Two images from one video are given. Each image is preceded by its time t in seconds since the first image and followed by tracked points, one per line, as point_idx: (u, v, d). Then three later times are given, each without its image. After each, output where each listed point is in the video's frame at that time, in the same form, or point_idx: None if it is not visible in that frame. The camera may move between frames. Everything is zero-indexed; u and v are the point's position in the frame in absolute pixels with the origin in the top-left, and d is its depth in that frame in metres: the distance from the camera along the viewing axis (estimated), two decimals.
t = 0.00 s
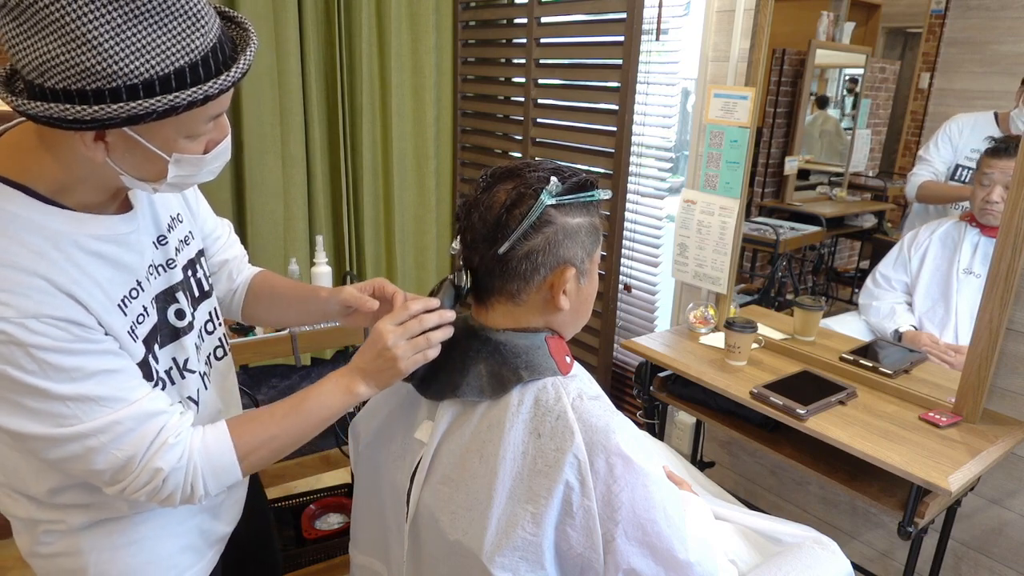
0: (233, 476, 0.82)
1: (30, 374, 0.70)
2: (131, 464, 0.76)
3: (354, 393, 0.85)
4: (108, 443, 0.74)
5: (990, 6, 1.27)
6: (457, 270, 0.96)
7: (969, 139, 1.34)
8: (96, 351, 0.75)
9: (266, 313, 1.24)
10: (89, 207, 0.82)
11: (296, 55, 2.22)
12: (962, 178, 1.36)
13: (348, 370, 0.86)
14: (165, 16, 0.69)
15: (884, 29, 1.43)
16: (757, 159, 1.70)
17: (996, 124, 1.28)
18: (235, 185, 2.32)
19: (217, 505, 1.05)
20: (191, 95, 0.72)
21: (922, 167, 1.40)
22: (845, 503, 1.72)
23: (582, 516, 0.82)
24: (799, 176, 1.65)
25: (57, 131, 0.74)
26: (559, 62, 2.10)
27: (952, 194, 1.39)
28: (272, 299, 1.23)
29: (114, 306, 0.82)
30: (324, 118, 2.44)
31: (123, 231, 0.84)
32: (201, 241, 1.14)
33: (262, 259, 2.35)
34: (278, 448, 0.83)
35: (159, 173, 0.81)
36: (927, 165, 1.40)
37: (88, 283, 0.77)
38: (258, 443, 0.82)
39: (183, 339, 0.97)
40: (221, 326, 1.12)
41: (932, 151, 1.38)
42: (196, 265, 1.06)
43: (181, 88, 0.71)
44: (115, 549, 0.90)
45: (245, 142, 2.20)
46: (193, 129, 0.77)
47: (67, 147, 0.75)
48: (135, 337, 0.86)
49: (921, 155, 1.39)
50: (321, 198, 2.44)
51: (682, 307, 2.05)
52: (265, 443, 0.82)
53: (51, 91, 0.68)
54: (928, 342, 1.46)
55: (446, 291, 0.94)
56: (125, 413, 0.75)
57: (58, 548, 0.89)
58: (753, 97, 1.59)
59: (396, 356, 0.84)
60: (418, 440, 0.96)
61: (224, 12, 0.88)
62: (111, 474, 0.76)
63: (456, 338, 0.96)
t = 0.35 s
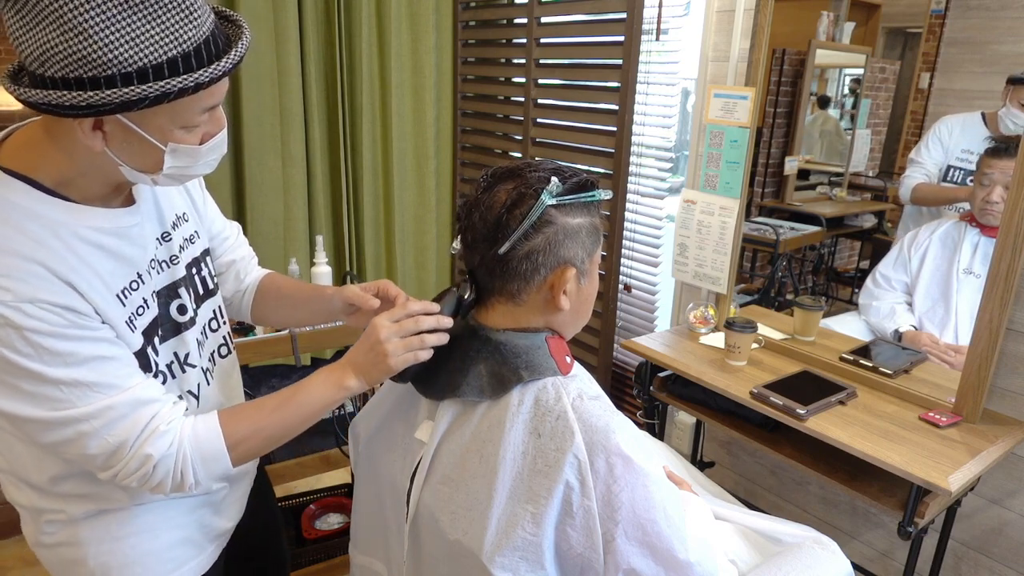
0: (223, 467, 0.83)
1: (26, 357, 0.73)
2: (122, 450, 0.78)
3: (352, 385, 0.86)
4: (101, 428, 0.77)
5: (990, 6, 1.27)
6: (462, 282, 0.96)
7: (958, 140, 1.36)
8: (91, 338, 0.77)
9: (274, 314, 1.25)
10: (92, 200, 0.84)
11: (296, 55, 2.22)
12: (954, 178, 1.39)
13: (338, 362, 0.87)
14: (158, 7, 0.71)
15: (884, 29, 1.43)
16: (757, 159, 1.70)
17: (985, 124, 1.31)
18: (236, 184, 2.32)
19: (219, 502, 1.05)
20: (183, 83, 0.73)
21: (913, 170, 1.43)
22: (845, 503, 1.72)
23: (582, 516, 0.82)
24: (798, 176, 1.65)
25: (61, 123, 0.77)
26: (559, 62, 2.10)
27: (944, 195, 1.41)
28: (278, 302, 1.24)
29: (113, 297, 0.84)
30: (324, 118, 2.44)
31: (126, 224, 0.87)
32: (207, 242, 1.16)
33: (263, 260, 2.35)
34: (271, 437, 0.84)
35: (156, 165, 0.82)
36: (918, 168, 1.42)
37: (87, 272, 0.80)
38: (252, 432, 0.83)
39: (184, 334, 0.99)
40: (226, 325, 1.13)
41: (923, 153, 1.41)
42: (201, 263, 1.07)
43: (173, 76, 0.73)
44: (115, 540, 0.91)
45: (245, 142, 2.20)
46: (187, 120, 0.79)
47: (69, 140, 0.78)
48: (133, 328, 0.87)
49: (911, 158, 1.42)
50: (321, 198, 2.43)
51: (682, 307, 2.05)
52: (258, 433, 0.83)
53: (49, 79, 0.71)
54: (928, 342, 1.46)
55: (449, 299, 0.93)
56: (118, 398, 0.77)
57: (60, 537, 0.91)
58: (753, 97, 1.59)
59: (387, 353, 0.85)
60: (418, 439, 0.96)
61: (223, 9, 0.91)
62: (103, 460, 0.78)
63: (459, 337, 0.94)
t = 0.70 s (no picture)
0: (206, 449, 0.84)
1: (20, 329, 0.74)
2: (109, 424, 0.79)
3: (337, 378, 0.87)
4: (90, 402, 0.78)
5: (990, 5, 1.27)
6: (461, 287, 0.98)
7: (945, 137, 1.39)
8: (86, 315, 0.78)
9: (279, 310, 1.26)
10: (99, 182, 0.86)
11: (295, 55, 2.22)
12: (943, 176, 1.41)
13: (327, 358, 0.88)
14: None
15: (884, 29, 1.43)
16: (757, 159, 1.69)
17: (970, 121, 1.33)
18: (235, 184, 2.32)
19: (219, 480, 1.08)
20: (180, 67, 0.75)
21: (903, 167, 1.45)
22: (845, 503, 1.72)
23: (582, 516, 0.82)
24: (799, 176, 1.65)
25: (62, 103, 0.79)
26: (559, 62, 2.10)
27: (937, 195, 1.43)
28: (284, 296, 1.24)
29: (111, 277, 0.86)
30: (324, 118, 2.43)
31: (130, 209, 0.89)
32: (214, 232, 1.17)
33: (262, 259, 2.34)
34: (254, 425, 0.85)
35: (156, 149, 0.84)
36: (908, 165, 1.44)
37: (86, 252, 0.82)
38: (235, 418, 0.84)
39: (186, 318, 1.01)
40: (230, 313, 1.16)
41: (912, 150, 1.43)
42: (206, 252, 1.10)
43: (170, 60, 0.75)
44: (113, 512, 0.94)
45: (245, 142, 2.20)
46: (187, 106, 0.81)
47: (71, 122, 0.80)
48: (130, 308, 0.89)
49: (900, 155, 1.44)
50: (321, 198, 2.43)
51: (682, 307, 2.05)
52: (240, 418, 0.84)
53: (55, 61, 0.73)
54: (928, 342, 1.46)
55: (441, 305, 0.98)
56: (109, 374, 0.78)
57: (62, 509, 0.93)
58: (753, 97, 1.59)
59: (375, 351, 0.85)
60: (418, 439, 0.96)
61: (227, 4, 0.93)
62: (91, 432, 0.80)
63: (458, 337, 0.95)
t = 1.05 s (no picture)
0: (217, 420, 0.89)
1: (36, 304, 0.80)
2: (124, 395, 0.85)
3: (343, 358, 0.92)
4: (105, 374, 0.84)
5: (990, 6, 1.26)
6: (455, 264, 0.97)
7: (933, 134, 1.41)
8: (97, 292, 0.84)
9: (290, 298, 1.29)
10: (111, 168, 0.92)
11: (295, 55, 2.22)
12: (932, 173, 1.43)
13: (332, 340, 0.93)
14: None
15: (884, 29, 1.43)
16: (757, 159, 1.69)
17: (957, 116, 1.35)
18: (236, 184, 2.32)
19: (219, 464, 1.12)
20: (179, 50, 0.80)
21: (894, 165, 1.47)
22: (845, 503, 1.72)
23: (582, 516, 0.82)
24: (799, 176, 1.64)
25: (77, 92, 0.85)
26: (559, 62, 2.10)
27: (931, 191, 1.44)
28: (294, 285, 1.27)
29: (121, 260, 0.92)
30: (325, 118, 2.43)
31: (138, 195, 0.94)
32: (223, 222, 1.20)
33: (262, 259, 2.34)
34: (263, 399, 0.90)
35: (161, 132, 0.89)
36: (899, 163, 1.47)
37: (94, 232, 0.88)
38: (244, 392, 0.89)
39: (192, 304, 1.05)
40: (239, 301, 1.20)
41: (901, 148, 1.45)
42: (214, 241, 1.13)
43: (170, 42, 0.79)
44: (114, 489, 0.98)
45: (246, 142, 2.20)
46: (188, 90, 0.85)
47: (85, 110, 0.86)
48: (140, 290, 0.95)
49: (889, 154, 1.46)
50: (321, 198, 2.43)
51: (682, 307, 2.05)
52: (250, 392, 0.89)
53: (65, 47, 0.79)
54: (928, 342, 1.46)
55: (439, 282, 0.98)
56: (120, 347, 0.84)
57: (68, 485, 0.98)
58: (753, 97, 1.59)
59: (376, 331, 0.90)
60: (418, 439, 0.96)
61: None
62: (108, 403, 0.86)
63: (459, 336, 0.98)
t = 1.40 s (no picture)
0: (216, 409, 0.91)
1: (47, 290, 0.82)
2: (127, 380, 0.87)
3: (340, 354, 0.93)
4: (109, 359, 0.86)
5: (990, 5, 1.26)
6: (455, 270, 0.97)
7: (923, 133, 1.42)
8: (106, 280, 0.86)
9: (295, 296, 1.29)
10: (125, 161, 0.94)
11: (295, 55, 2.22)
12: (924, 172, 1.45)
13: (331, 335, 0.94)
14: None
15: (884, 29, 1.43)
16: (757, 159, 1.70)
17: (946, 115, 1.37)
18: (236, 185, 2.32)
19: (225, 454, 1.12)
20: (191, 41, 0.83)
21: (887, 166, 1.49)
22: (845, 503, 1.72)
23: (582, 516, 0.82)
24: (799, 176, 1.64)
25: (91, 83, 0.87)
26: (559, 62, 2.10)
27: (925, 191, 1.46)
28: (299, 281, 1.27)
29: (131, 249, 0.93)
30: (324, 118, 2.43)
31: (149, 187, 0.96)
32: (230, 218, 1.21)
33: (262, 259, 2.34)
34: (262, 391, 0.92)
35: (172, 125, 0.91)
36: (891, 163, 1.48)
37: (107, 222, 0.90)
38: (243, 382, 0.91)
39: (199, 295, 1.07)
40: (244, 295, 1.21)
41: (893, 149, 1.46)
42: (221, 236, 1.14)
43: (182, 34, 0.82)
44: (121, 475, 0.98)
45: (246, 142, 2.20)
46: (200, 82, 0.88)
47: (98, 101, 0.88)
48: (148, 279, 0.96)
49: (882, 154, 1.48)
50: (321, 198, 2.43)
51: (682, 307, 2.05)
52: (249, 383, 0.91)
53: (83, 39, 0.82)
54: (928, 342, 1.46)
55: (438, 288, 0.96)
56: (126, 334, 0.86)
57: (76, 471, 0.99)
58: (753, 97, 1.59)
59: (372, 332, 0.91)
60: (418, 440, 0.96)
61: None
62: (111, 387, 0.88)
63: (460, 336, 0.98)
